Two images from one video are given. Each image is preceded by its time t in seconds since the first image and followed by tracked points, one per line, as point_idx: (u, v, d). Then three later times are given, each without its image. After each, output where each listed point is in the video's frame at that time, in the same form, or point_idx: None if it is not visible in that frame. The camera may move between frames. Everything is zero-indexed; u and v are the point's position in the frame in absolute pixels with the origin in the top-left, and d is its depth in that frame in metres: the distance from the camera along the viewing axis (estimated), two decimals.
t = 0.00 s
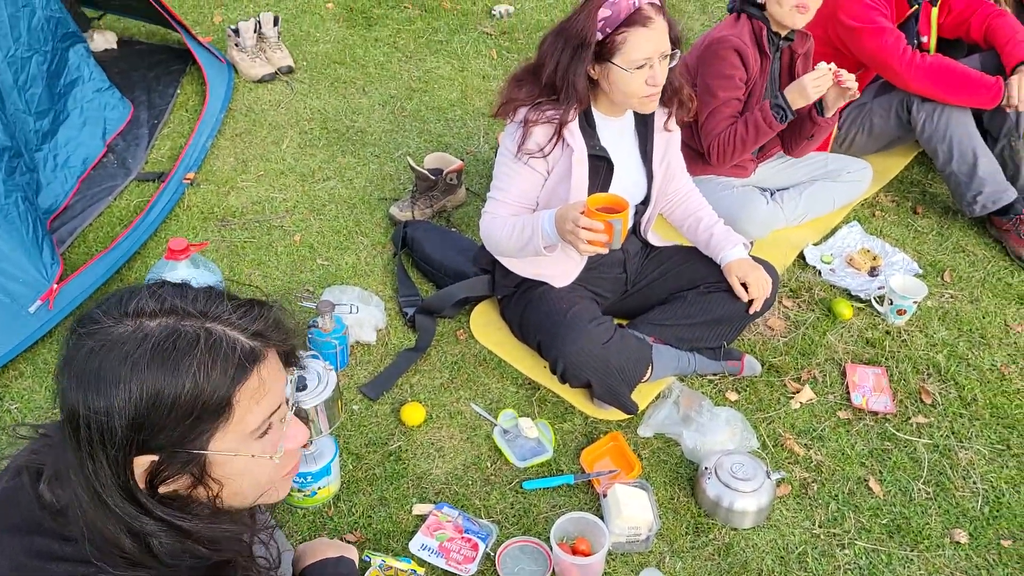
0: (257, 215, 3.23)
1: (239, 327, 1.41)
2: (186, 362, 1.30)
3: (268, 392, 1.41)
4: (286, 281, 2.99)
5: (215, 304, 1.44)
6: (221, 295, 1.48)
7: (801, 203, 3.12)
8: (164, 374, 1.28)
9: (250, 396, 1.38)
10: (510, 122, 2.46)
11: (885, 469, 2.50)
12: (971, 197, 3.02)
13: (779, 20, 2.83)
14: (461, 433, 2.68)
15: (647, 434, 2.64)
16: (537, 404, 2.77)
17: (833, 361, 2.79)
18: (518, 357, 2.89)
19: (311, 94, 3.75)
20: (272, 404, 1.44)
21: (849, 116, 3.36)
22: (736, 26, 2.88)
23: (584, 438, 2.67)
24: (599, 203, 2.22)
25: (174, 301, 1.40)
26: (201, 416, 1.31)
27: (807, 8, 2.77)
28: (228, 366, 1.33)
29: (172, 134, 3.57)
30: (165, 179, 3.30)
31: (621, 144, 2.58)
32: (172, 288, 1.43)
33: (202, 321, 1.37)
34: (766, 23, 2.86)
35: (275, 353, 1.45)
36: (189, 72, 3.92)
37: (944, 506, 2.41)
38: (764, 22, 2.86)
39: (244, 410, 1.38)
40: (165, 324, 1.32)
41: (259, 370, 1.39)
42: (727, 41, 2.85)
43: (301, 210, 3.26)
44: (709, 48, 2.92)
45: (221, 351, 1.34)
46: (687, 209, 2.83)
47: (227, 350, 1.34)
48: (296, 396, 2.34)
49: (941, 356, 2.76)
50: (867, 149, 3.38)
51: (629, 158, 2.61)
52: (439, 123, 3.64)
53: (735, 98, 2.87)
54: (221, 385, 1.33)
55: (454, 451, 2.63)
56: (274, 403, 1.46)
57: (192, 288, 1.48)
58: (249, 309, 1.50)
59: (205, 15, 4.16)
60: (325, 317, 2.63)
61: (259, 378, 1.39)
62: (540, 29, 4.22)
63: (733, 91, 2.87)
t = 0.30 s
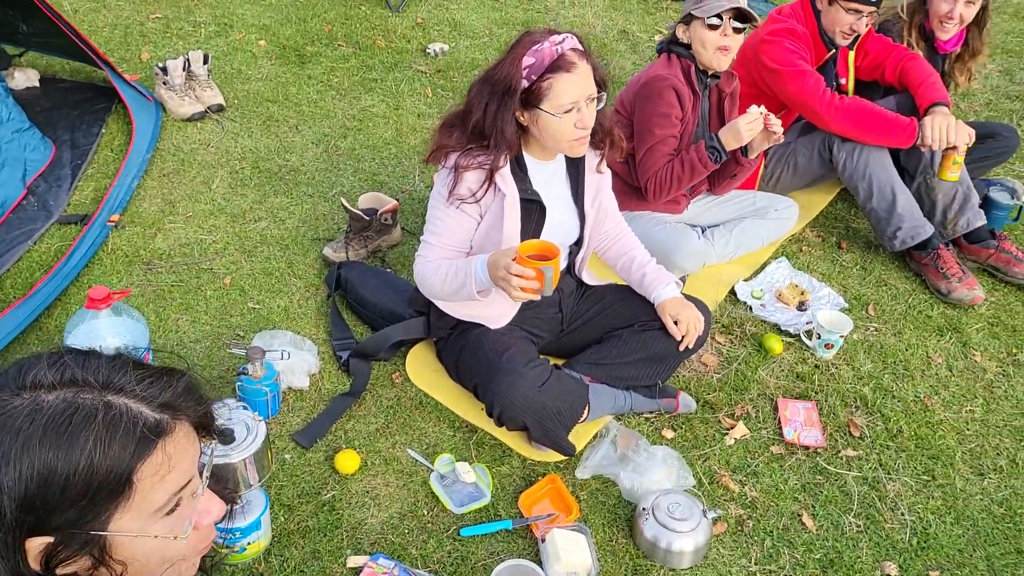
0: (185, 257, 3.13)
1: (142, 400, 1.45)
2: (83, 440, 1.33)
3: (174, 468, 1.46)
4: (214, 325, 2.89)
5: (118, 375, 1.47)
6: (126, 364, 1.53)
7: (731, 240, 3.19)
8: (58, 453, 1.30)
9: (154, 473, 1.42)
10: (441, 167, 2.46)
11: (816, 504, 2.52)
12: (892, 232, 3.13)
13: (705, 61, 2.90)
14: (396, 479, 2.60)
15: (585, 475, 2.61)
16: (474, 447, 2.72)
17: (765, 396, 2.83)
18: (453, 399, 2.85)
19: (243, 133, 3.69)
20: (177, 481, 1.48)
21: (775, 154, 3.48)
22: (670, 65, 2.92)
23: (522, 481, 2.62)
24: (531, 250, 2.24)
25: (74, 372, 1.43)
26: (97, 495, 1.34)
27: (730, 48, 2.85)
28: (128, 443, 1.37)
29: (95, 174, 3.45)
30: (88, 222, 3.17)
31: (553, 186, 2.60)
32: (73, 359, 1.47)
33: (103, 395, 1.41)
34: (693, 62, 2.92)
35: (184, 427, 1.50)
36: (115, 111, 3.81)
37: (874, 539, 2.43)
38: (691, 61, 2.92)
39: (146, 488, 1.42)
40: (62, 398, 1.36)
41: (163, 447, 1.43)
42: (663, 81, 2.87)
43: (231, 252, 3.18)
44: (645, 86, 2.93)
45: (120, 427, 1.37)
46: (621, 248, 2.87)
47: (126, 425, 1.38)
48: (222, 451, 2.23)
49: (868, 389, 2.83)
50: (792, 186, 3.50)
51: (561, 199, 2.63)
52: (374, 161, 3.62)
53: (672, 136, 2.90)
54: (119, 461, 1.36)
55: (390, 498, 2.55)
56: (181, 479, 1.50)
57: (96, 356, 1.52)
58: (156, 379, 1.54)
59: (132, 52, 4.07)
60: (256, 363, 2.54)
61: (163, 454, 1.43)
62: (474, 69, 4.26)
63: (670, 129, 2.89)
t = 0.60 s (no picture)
0: (150, 305, 3.09)
1: (89, 471, 1.48)
2: (29, 515, 1.34)
3: (123, 538, 1.49)
4: (180, 374, 2.84)
5: (62, 446, 1.49)
6: (72, 435, 1.54)
7: (699, 274, 3.20)
8: (4, 531, 1.31)
9: (104, 546, 1.45)
10: (405, 213, 2.46)
11: (791, 539, 2.48)
12: (856, 263, 3.20)
13: (660, 93, 2.93)
14: (367, 528, 2.53)
15: (558, 518, 2.57)
16: (446, 492, 2.67)
17: (738, 431, 2.83)
18: (423, 442, 2.80)
19: (210, 178, 3.68)
20: (127, 554, 1.51)
21: (739, 189, 3.54)
22: (630, 105, 2.95)
23: (495, 525, 2.57)
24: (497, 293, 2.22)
25: (19, 445, 1.45)
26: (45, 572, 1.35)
27: (682, 80, 2.90)
28: (77, 516, 1.40)
29: (59, 223, 3.41)
30: (50, 271, 3.12)
31: (518, 227, 2.60)
32: (16, 432, 1.49)
33: (50, 468, 1.43)
34: (649, 99, 2.96)
35: (133, 496, 1.54)
36: (79, 158, 3.78)
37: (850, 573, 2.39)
38: (648, 98, 2.96)
39: (96, 561, 1.44)
40: (7, 474, 1.37)
41: (112, 518, 1.46)
42: (625, 120, 2.91)
43: (198, 299, 3.14)
44: (607, 127, 2.96)
45: (69, 501, 1.40)
46: (589, 286, 2.86)
47: (75, 499, 1.41)
48: (184, 506, 2.16)
49: (838, 421, 2.84)
50: (758, 220, 3.56)
51: (527, 240, 2.64)
52: (343, 204, 3.62)
53: (636, 174, 2.93)
54: (68, 535, 1.38)
55: (360, 548, 2.47)
56: (130, 550, 1.54)
57: (40, 426, 1.54)
58: (104, 449, 1.56)
59: (98, 98, 4.06)
60: (221, 412, 2.49)
61: (112, 525, 1.47)
62: (442, 109, 4.30)
63: (634, 168, 2.92)
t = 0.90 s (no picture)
0: (115, 340, 3.03)
1: (48, 517, 1.48)
2: None
3: None
4: (144, 412, 2.78)
5: (17, 496, 1.48)
6: (27, 485, 1.53)
7: (670, 300, 3.23)
8: None
9: None
10: (373, 246, 2.45)
11: (765, 567, 2.47)
12: (824, 289, 3.24)
13: (624, 125, 2.97)
14: (336, 566, 2.47)
15: (531, 550, 2.53)
16: (418, 528, 2.62)
17: (711, 460, 2.82)
18: (396, 479, 2.74)
19: (177, 210, 3.65)
20: None
21: (709, 217, 3.59)
22: (596, 137, 2.98)
23: (468, 560, 2.52)
24: (464, 325, 2.22)
25: None
26: None
27: (646, 111, 2.93)
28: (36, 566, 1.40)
29: (21, 257, 3.35)
30: (12, 306, 3.06)
31: (487, 258, 2.60)
32: None
33: (5, 519, 1.42)
34: (615, 130, 3.00)
35: (92, 540, 1.54)
36: (43, 191, 3.73)
37: None
38: (614, 129, 3.00)
39: None
40: None
41: (73, 564, 1.47)
42: (593, 151, 2.93)
43: (163, 333, 3.09)
44: (574, 158, 2.98)
45: (28, 553, 1.40)
46: (560, 316, 2.86)
47: (32, 550, 1.41)
48: (146, 549, 2.10)
49: (810, 447, 2.85)
50: (728, 246, 3.59)
51: (497, 270, 2.63)
52: (313, 235, 3.60)
53: (604, 206, 2.95)
54: None
55: None
56: None
57: None
58: (59, 496, 1.54)
59: (63, 130, 4.02)
60: (186, 451, 2.43)
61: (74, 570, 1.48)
62: (413, 139, 4.32)
63: (602, 199, 2.94)
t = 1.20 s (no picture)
0: (89, 382, 2.99)
1: None
2: None
3: None
4: (118, 455, 2.73)
5: None
6: None
7: (650, 331, 3.23)
8: None
9: None
10: (349, 284, 2.44)
11: None
12: (801, 318, 3.26)
13: (603, 162, 3.00)
14: None
15: None
16: (398, 568, 2.58)
17: (692, 492, 2.81)
18: (375, 518, 2.66)
19: (154, 249, 3.64)
20: None
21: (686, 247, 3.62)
22: (573, 172, 3.01)
23: None
24: (441, 363, 2.21)
25: None
26: None
27: (624, 148, 2.97)
28: None
29: None
30: None
31: (465, 295, 2.60)
32: None
33: None
34: (592, 165, 3.03)
35: None
36: (18, 231, 3.70)
37: None
38: (591, 164, 3.02)
39: None
40: None
41: None
42: (569, 186, 2.95)
43: (138, 374, 3.06)
44: (551, 193, 3.00)
45: None
46: (539, 350, 2.85)
47: None
48: None
49: (790, 478, 2.85)
50: (706, 276, 3.62)
51: (475, 306, 2.63)
52: (291, 271, 3.59)
53: (582, 240, 2.96)
54: None
55: None
56: None
57: None
58: (21, 558, 1.65)
59: (39, 169, 4.00)
60: (161, 495, 2.36)
61: None
62: (391, 173, 4.34)
63: (580, 233, 2.96)
